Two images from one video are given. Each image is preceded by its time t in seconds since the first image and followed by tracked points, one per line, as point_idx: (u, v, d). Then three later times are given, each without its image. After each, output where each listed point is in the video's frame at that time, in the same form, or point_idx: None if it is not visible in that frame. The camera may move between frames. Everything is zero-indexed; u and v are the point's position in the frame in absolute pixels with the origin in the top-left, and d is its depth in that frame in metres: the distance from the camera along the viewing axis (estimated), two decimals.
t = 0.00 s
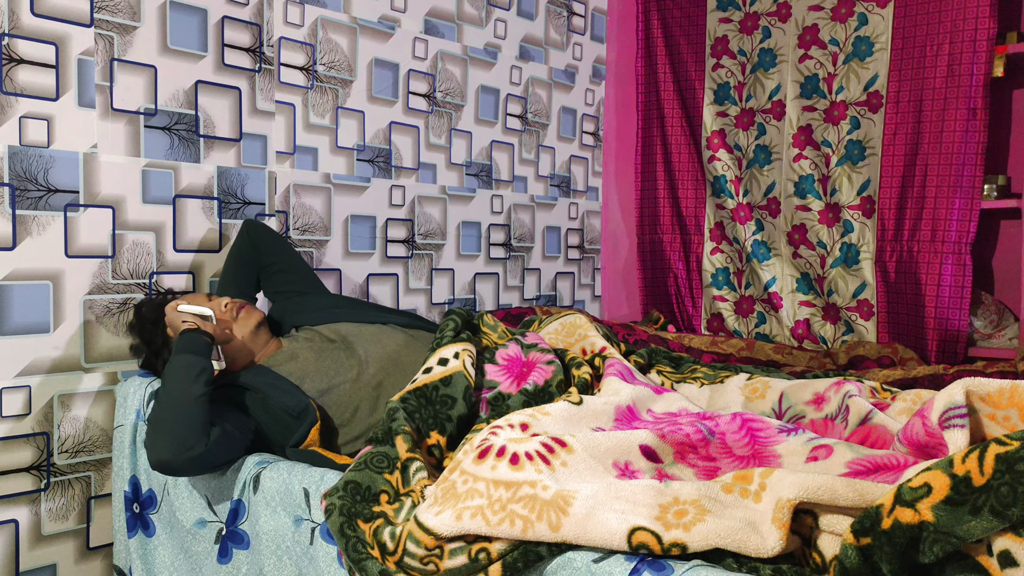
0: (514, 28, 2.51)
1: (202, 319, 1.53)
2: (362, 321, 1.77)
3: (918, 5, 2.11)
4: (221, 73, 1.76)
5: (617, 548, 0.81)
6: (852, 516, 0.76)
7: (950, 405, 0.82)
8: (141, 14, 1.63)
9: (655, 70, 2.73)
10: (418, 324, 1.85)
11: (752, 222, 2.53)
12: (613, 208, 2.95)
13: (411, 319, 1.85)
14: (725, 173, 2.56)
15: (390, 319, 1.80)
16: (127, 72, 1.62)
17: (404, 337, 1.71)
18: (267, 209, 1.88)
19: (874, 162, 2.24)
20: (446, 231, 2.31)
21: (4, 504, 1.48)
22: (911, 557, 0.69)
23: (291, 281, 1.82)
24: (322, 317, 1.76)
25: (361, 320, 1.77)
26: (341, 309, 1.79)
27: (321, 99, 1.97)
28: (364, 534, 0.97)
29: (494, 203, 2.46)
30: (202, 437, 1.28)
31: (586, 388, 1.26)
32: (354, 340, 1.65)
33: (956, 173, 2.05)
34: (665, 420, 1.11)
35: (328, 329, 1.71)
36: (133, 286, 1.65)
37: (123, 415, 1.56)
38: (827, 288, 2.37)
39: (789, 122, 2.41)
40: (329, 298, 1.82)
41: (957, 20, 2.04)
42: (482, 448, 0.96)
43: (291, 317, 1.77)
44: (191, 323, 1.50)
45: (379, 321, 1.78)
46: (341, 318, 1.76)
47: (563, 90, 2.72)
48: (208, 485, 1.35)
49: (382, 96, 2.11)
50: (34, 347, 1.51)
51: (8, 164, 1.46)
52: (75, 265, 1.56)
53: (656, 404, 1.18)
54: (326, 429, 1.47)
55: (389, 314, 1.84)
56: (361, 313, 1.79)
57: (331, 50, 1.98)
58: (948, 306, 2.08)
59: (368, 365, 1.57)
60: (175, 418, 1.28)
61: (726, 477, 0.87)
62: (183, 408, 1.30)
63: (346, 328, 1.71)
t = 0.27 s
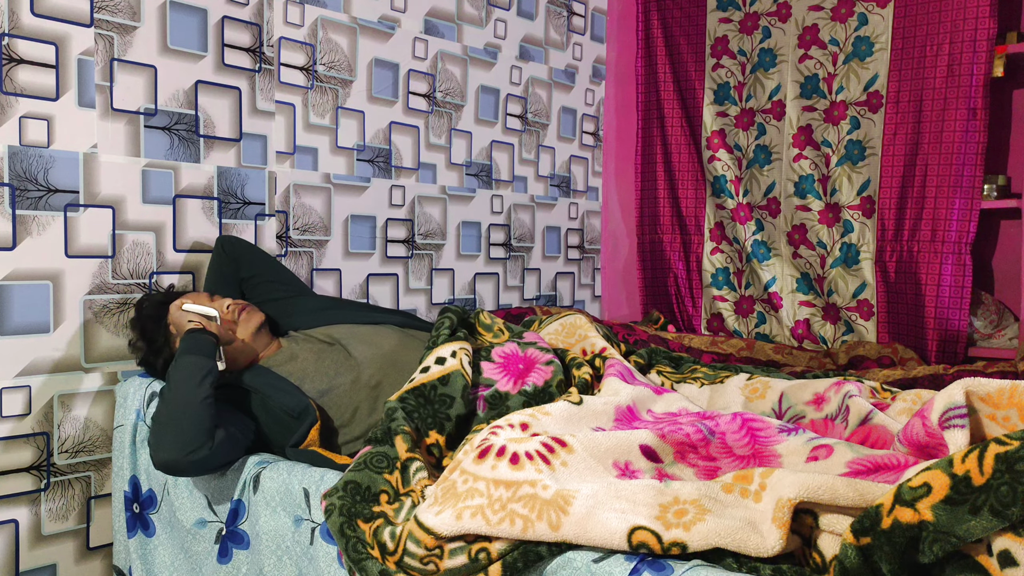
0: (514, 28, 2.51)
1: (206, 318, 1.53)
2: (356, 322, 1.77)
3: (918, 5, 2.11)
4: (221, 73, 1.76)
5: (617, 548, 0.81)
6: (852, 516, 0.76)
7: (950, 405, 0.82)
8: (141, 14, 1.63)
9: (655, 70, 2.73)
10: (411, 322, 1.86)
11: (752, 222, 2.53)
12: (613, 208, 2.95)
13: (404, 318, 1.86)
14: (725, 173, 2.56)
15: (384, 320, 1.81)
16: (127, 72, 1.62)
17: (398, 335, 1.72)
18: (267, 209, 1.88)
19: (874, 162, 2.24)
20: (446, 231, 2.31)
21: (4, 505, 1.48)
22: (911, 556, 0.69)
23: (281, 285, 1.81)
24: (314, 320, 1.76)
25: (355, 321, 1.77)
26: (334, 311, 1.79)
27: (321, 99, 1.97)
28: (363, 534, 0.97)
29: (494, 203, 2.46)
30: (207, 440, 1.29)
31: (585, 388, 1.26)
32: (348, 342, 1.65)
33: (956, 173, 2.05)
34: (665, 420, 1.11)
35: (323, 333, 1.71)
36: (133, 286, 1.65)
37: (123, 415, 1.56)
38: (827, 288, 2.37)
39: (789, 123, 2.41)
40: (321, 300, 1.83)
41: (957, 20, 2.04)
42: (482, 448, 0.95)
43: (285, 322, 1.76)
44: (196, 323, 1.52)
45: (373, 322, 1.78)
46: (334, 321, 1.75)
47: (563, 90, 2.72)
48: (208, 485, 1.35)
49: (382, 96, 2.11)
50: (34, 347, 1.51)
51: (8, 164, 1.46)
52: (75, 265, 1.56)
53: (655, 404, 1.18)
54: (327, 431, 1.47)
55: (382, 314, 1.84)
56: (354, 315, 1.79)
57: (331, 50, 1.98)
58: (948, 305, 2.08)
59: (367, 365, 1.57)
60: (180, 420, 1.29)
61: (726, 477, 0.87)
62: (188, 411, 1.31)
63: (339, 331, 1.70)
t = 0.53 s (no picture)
0: (514, 28, 2.51)
1: (203, 318, 1.54)
2: (355, 322, 1.76)
3: (918, 5, 2.11)
4: (221, 73, 1.76)
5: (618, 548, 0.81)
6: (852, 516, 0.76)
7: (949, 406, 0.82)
8: (141, 14, 1.63)
9: (655, 70, 2.73)
10: (410, 322, 1.85)
11: (752, 222, 2.53)
12: (613, 208, 2.95)
13: (403, 317, 1.85)
14: (725, 173, 2.56)
15: (383, 320, 1.80)
16: (127, 72, 1.62)
17: (397, 335, 1.71)
18: (267, 209, 1.88)
19: (874, 162, 2.24)
20: (446, 231, 2.31)
21: (4, 505, 1.48)
22: (911, 556, 0.69)
23: (279, 286, 1.81)
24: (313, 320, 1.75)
25: (353, 320, 1.76)
26: (332, 311, 1.79)
27: (321, 99, 1.97)
28: (362, 534, 0.97)
29: (494, 203, 2.46)
30: (208, 438, 1.29)
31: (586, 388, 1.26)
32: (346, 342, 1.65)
33: (956, 173, 2.05)
34: (666, 420, 1.11)
35: (322, 333, 1.70)
36: (133, 286, 1.65)
37: (124, 415, 1.56)
38: (827, 288, 2.37)
39: (789, 123, 2.41)
40: (320, 300, 1.81)
41: (957, 20, 2.04)
42: (482, 448, 0.95)
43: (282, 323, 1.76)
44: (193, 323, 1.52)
45: (372, 321, 1.77)
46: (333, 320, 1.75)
47: (563, 90, 2.72)
48: (208, 485, 1.35)
49: (382, 96, 2.11)
50: (34, 347, 1.51)
51: (8, 164, 1.46)
52: (75, 265, 1.56)
53: (655, 404, 1.18)
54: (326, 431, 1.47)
55: (382, 314, 1.83)
56: (352, 314, 1.78)
57: (331, 50, 1.98)
58: (948, 305, 2.08)
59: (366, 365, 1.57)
60: (180, 418, 1.29)
61: (726, 478, 0.87)
62: (187, 409, 1.31)
63: (338, 330, 1.70)
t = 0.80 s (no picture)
0: (514, 28, 2.51)
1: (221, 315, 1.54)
2: (354, 322, 1.76)
3: (918, 5, 2.11)
4: (220, 73, 1.76)
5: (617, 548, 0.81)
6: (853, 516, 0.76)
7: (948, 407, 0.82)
8: (141, 14, 1.63)
9: (655, 70, 2.73)
10: (410, 322, 1.85)
11: (752, 222, 2.53)
12: (613, 208, 2.95)
13: (403, 318, 1.85)
14: (725, 173, 2.56)
15: (382, 320, 1.79)
16: (127, 72, 1.62)
17: (396, 335, 1.71)
18: (267, 209, 1.88)
19: (874, 162, 2.24)
20: (446, 231, 2.31)
21: (4, 504, 1.48)
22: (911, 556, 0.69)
23: (279, 286, 1.81)
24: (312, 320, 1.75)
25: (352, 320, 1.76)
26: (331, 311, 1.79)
27: (321, 99, 1.97)
28: (362, 534, 0.97)
29: (494, 203, 2.46)
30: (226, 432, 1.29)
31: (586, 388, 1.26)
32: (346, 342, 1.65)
33: (956, 173, 2.05)
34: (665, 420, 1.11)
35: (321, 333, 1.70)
36: (133, 286, 1.65)
37: (124, 415, 1.56)
38: (827, 288, 2.37)
39: (789, 123, 2.41)
40: (319, 300, 1.81)
41: (957, 20, 2.04)
42: (482, 448, 0.96)
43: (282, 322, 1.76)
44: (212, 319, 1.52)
45: (371, 322, 1.78)
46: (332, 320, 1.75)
47: (563, 90, 2.72)
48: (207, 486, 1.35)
49: (382, 96, 2.11)
50: (34, 347, 1.51)
51: (8, 164, 1.46)
52: (75, 265, 1.56)
53: (655, 405, 1.18)
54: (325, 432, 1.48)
55: (381, 314, 1.83)
56: (351, 314, 1.79)
57: (331, 50, 1.98)
58: (948, 305, 2.08)
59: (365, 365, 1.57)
60: (202, 410, 1.31)
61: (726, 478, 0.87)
62: (209, 402, 1.33)
63: (337, 330, 1.70)
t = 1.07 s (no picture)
0: (514, 28, 2.51)
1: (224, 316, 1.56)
2: (354, 321, 1.76)
3: (918, 5, 2.11)
4: (220, 73, 1.76)
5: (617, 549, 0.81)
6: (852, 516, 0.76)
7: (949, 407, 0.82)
8: (141, 14, 1.63)
9: (655, 70, 2.73)
10: (410, 323, 1.85)
11: (751, 222, 2.53)
12: (613, 208, 2.95)
13: (403, 318, 1.85)
14: (725, 173, 2.56)
15: (382, 320, 1.79)
16: (127, 72, 1.62)
17: (396, 334, 1.71)
18: (267, 209, 1.88)
19: (874, 162, 2.24)
20: (446, 231, 2.31)
21: (4, 504, 1.48)
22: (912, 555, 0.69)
23: (279, 285, 1.81)
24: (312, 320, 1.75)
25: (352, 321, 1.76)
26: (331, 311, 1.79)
27: (321, 99, 1.97)
28: (362, 533, 0.97)
29: (494, 203, 2.46)
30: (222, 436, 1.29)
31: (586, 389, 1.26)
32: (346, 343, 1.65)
33: (956, 173, 2.05)
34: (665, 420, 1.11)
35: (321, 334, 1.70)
36: (133, 286, 1.65)
37: (124, 415, 1.56)
38: (827, 288, 2.37)
39: (789, 123, 2.41)
40: (318, 300, 1.81)
41: (957, 20, 2.04)
42: (482, 448, 0.95)
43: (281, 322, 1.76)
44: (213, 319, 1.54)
45: (371, 322, 1.78)
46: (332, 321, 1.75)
47: (563, 90, 2.72)
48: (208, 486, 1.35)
49: (382, 96, 2.11)
50: (34, 347, 1.51)
51: (8, 164, 1.46)
52: (75, 265, 1.56)
53: (655, 405, 1.18)
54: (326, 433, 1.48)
55: (381, 314, 1.83)
56: (351, 314, 1.79)
57: (331, 50, 1.98)
58: (948, 305, 2.08)
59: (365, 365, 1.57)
60: (202, 411, 1.31)
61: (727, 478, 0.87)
62: (208, 403, 1.33)
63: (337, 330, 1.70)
